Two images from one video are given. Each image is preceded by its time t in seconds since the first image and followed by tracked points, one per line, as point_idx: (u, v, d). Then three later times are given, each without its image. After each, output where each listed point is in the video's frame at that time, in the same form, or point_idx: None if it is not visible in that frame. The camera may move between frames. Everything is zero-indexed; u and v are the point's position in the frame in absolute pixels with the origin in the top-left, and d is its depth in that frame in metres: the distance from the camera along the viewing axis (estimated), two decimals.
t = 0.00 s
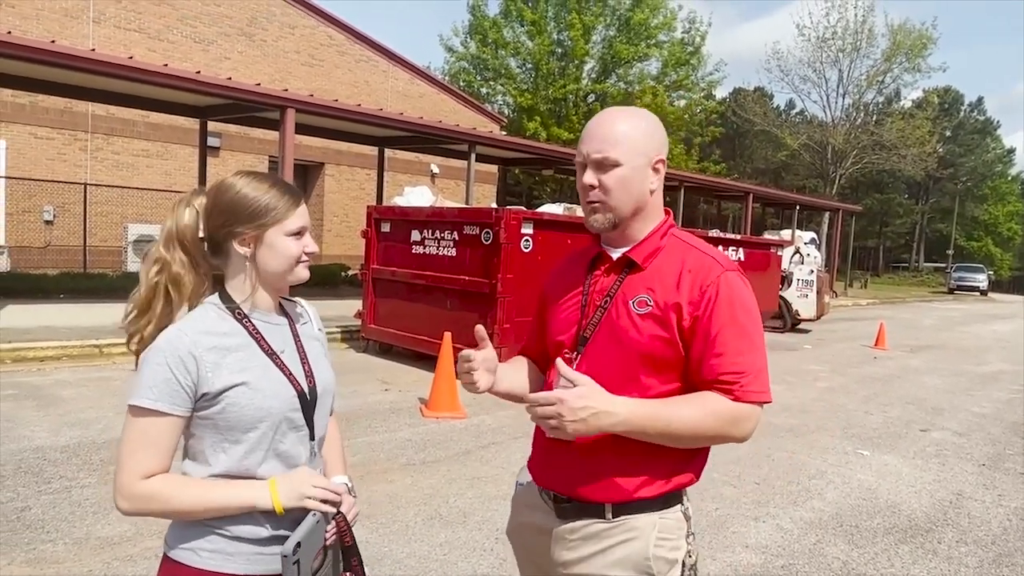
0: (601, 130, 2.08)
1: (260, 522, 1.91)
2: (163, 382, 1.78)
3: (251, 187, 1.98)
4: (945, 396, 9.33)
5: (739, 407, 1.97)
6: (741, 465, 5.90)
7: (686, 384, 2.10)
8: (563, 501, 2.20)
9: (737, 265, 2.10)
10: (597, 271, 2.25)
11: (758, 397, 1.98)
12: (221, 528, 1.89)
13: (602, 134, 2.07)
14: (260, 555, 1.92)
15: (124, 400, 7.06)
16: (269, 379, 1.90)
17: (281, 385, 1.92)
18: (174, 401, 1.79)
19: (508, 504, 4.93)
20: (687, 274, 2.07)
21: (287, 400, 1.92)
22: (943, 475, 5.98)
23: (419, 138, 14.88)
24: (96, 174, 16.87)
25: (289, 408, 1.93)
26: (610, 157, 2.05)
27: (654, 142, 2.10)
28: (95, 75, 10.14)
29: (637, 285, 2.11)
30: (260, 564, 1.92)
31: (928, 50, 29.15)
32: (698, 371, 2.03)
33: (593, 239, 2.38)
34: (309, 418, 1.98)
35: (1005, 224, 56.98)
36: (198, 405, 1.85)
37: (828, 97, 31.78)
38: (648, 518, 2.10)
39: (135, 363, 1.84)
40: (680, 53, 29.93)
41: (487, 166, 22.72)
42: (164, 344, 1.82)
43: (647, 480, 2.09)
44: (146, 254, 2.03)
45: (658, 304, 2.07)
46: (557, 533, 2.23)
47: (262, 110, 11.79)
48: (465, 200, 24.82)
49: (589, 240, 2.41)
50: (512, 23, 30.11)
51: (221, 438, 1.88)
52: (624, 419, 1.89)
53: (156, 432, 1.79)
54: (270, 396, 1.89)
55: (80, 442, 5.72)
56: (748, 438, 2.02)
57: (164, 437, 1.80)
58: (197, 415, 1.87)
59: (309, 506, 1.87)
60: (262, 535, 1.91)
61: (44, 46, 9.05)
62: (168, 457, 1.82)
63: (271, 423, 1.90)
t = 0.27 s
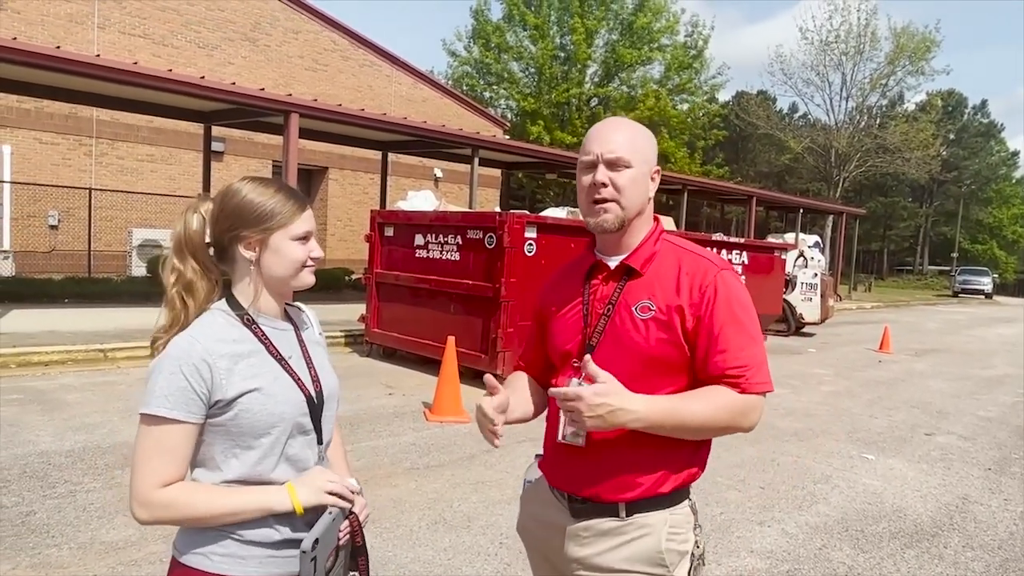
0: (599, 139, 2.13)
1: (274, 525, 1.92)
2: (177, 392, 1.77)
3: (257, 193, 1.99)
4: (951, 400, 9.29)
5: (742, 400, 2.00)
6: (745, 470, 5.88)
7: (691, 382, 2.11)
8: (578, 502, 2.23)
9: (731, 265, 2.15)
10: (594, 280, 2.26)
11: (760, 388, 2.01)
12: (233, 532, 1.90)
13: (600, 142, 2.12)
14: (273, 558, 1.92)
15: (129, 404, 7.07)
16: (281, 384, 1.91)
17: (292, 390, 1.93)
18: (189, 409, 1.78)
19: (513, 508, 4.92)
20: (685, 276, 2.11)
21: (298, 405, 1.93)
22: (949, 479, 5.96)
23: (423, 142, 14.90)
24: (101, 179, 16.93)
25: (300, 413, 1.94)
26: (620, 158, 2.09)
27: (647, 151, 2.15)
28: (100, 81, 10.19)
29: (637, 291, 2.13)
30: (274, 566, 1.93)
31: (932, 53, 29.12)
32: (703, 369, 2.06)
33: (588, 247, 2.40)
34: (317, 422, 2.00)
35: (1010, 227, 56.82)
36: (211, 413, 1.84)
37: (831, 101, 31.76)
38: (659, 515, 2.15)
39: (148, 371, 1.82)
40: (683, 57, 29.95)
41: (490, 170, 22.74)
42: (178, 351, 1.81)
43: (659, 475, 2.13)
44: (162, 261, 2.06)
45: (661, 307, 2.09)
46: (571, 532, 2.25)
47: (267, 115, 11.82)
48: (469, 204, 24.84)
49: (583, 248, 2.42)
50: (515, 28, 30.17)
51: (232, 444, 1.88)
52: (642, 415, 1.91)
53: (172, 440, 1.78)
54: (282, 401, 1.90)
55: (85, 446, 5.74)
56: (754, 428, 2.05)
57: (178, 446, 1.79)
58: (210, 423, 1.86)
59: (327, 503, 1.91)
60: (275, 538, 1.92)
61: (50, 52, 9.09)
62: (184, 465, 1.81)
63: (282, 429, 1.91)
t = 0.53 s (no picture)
0: (602, 144, 2.14)
1: (284, 527, 1.93)
2: (196, 394, 1.77)
3: (267, 197, 2.00)
4: (955, 403, 9.27)
5: (740, 396, 2.01)
6: (749, 473, 5.87)
7: (692, 379, 2.11)
8: (585, 501, 2.23)
9: (724, 264, 2.17)
10: (594, 282, 2.26)
11: (757, 381, 2.02)
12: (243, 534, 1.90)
13: (605, 147, 2.13)
14: (282, 561, 1.93)
15: (133, 408, 7.09)
16: (294, 386, 1.92)
17: (304, 392, 1.94)
18: (206, 411, 1.79)
19: (516, 512, 4.92)
20: (682, 275, 2.12)
21: (309, 407, 1.95)
22: (954, 482, 5.94)
23: (426, 146, 14.91)
24: (105, 184, 16.98)
25: (311, 415, 1.95)
26: (616, 170, 2.10)
27: (641, 158, 2.17)
28: (105, 86, 10.21)
29: (637, 293, 2.14)
30: (284, 569, 1.94)
31: (935, 56, 29.10)
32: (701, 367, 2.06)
33: (585, 252, 2.39)
34: (326, 424, 2.01)
35: (1013, 229, 56.69)
36: (227, 414, 1.84)
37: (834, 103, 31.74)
38: (664, 514, 2.16)
39: (163, 374, 1.82)
40: (685, 60, 29.97)
41: (493, 173, 22.75)
42: (192, 354, 1.81)
43: (664, 472, 2.13)
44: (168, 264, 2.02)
45: (661, 308, 2.10)
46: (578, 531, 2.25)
47: (270, 119, 11.84)
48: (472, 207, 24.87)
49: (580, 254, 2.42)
50: (518, 31, 30.20)
51: (247, 446, 1.88)
52: (641, 436, 1.93)
53: (189, 441, 1.78)
54: (296, 403, 1.91)
55: (89, 450, 5.74)
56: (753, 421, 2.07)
57: (196, 447, 1.79)
58: (225, 426, 1.86)
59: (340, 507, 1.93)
60: (285, 541, 1.93)
61: (55, 57, 9.12)
62: (200, 467, 1.81)
63: (294, 430, 1.92)
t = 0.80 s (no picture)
0: (608, 146, 2.14)
1: (292, 529, 1.92)
2: (208, 391, 1.78)
3: (280, 198, 2.00)
4: (959, 405, 9.24)
5: (745, 394, 2.02)
6: (752, 476, 5.86)
7: (695, 380, 2.12)
8: (586, 499, 2.23)
9: (725, 267, 2.18)
10: (595, 282, 2.26)
11: (760, 381, 2.03)
12: (250, 534, 1.90)
13: (611, 149, 2.13)
14: (290, 563, 1.93)
15: (136, 411, 7.09)
16: (306, 385, 1.92)
17: (315, 392, 1.94)
18: (218, 409, 1.79)
19: (519, 514, 4.92)
20: (684, 277, 2.12)
21: (320, 407, 1.95)
22: (958, 485, 5.92)
23: (428, 149, 14.93)
24: (108, 187, 17.01)
25: (321, 414, 1.96)
26: (623, 172, 2.11)
27: (649, 161, 2.17)
28: (108, 89, 10.23)
29: (638, 292, 2.14)
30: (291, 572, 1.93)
31: (937, 57, 29.08)
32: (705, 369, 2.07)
33: (588, 253, 2.39)
34: (336, 424, 2.01)
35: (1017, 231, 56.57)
36: (238, 413, 1.84)
37: (836, 105, 31.74)
38: (665, 513, 2.16)
39: (174, 372, 1.82)
40: (687, 62, 29.98)
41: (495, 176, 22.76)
42: (204, 352, 1.81)
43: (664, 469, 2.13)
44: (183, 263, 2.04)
45: (663, 307, 2.09)
46: (578, 530, 2.25)
47: (273, 122, 11.86)
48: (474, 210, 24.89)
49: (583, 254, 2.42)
50: (520, 34, 30.23)
51: (257, 445, 1.88)
52: (648, 424, 1.94)
53: (200, 440, 1.78)
54: (307, 402, 1.92)
55: (92, 453, 5.75)
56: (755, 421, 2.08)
57: (206, 446, 1.79)
58: (236, 425, 1.86)
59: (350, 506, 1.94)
60: (294, 543, 1.92)
61: (59, 61, 9.14)
62: (211, 466, 1.81)
63: (304, 431, 1.91)
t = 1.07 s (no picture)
0: (613, 148, 2.14)
1: (298, 530, 1.92)
2: (216, 391, 1.78)
3: (286, 200, 2.00)
4: (962, 407, 9.22)
5: (744, 399, 2.02)
6: (754, 478, 5.85)
7: (695, 384, 2.12)
8: (588, 500, 2.22)
9: (727, 270, 2.17)
10: (598, 284, 2.26)
11: (760, 386, 2.03)
12: (255, 535, 1.90)
13: (615, 152, 2.13)
14: (296, 565, 1.93)
15: (138, 413, 7.10)
16: (313, 387, 1.92)
17: (322, 392, 1.94)
18: (226, 409, 1.79)
19: (521, 516, 4.91)
20: (685, 280, 2.12)
21: (327, 408, 1.95)
22: (961, 487, 5.91)
23: (430, 151, 14.95)
24: (111, 190, 17.04)
25: (328, 415, 1.95)
26: (628, 173, 2.11)
27: (655, 165, 2.18)
28: (111, 92, 10.25)
29: (641, 294, 2.13)
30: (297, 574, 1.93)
31: (939, 58, 29.06)
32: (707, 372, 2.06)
33: (591, 254, 2.38)
34: (343, 425, 2.01)
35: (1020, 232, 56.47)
36: (246, 414, 1.84)
37: (838, 107, 31.72)
38: (667, 514, 2.15)
39: (182, 372, 1.82)
40: (689, 64, 29.99)
41: (497, 178, 22.77)
42: (211, 353, 1.81)
43: (667, 470, 2.13)
44: (191, 264, 2.04)
45: (664, 310, 2.09)
46: (581, 531, 2.25)
47: (275, 124, 11.88)
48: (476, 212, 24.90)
49: (586, 255, 2.42)
50: (521, 36, 30.26)
51: (264, 446, 1.88)
52: (651, 436, 1.95)
53: (208, 440, 1.78)
54: (315, 402, 1.91)
55: (95, 455, 5.75)
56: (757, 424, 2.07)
57: (216, 447, 1.79)
58: (245, 426, 1.86)
59: (356, 507, 1.95)
60: (300, 546, 1.92)
61: (61, 63, 9.16)
62: (219, 467, 1.81)
63: (310, 432, 1.91)
